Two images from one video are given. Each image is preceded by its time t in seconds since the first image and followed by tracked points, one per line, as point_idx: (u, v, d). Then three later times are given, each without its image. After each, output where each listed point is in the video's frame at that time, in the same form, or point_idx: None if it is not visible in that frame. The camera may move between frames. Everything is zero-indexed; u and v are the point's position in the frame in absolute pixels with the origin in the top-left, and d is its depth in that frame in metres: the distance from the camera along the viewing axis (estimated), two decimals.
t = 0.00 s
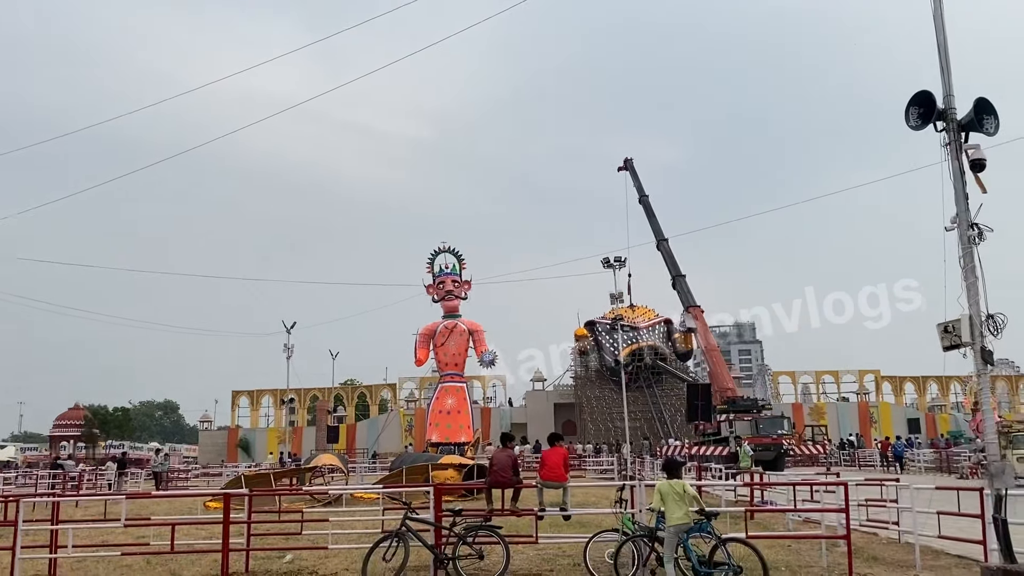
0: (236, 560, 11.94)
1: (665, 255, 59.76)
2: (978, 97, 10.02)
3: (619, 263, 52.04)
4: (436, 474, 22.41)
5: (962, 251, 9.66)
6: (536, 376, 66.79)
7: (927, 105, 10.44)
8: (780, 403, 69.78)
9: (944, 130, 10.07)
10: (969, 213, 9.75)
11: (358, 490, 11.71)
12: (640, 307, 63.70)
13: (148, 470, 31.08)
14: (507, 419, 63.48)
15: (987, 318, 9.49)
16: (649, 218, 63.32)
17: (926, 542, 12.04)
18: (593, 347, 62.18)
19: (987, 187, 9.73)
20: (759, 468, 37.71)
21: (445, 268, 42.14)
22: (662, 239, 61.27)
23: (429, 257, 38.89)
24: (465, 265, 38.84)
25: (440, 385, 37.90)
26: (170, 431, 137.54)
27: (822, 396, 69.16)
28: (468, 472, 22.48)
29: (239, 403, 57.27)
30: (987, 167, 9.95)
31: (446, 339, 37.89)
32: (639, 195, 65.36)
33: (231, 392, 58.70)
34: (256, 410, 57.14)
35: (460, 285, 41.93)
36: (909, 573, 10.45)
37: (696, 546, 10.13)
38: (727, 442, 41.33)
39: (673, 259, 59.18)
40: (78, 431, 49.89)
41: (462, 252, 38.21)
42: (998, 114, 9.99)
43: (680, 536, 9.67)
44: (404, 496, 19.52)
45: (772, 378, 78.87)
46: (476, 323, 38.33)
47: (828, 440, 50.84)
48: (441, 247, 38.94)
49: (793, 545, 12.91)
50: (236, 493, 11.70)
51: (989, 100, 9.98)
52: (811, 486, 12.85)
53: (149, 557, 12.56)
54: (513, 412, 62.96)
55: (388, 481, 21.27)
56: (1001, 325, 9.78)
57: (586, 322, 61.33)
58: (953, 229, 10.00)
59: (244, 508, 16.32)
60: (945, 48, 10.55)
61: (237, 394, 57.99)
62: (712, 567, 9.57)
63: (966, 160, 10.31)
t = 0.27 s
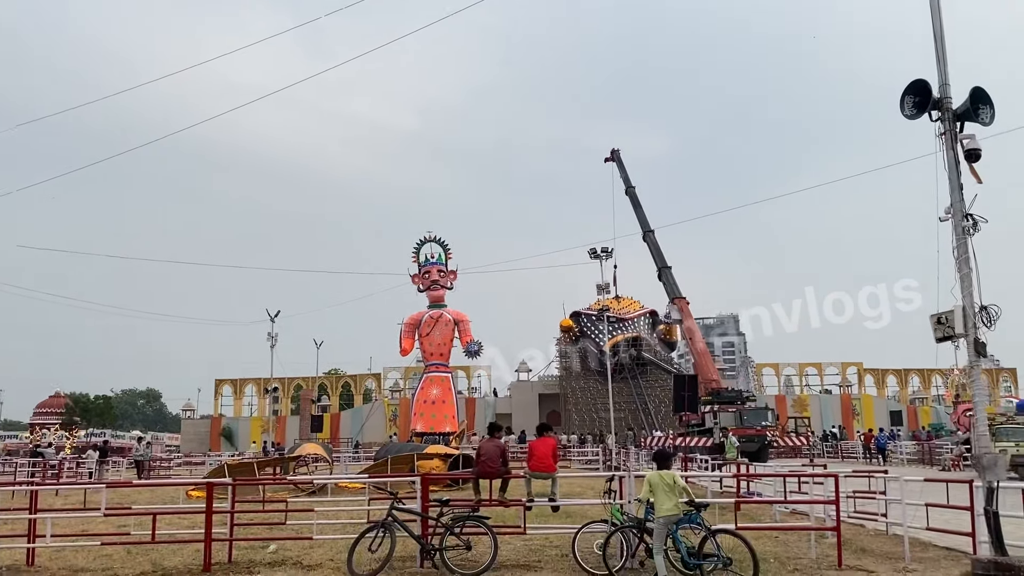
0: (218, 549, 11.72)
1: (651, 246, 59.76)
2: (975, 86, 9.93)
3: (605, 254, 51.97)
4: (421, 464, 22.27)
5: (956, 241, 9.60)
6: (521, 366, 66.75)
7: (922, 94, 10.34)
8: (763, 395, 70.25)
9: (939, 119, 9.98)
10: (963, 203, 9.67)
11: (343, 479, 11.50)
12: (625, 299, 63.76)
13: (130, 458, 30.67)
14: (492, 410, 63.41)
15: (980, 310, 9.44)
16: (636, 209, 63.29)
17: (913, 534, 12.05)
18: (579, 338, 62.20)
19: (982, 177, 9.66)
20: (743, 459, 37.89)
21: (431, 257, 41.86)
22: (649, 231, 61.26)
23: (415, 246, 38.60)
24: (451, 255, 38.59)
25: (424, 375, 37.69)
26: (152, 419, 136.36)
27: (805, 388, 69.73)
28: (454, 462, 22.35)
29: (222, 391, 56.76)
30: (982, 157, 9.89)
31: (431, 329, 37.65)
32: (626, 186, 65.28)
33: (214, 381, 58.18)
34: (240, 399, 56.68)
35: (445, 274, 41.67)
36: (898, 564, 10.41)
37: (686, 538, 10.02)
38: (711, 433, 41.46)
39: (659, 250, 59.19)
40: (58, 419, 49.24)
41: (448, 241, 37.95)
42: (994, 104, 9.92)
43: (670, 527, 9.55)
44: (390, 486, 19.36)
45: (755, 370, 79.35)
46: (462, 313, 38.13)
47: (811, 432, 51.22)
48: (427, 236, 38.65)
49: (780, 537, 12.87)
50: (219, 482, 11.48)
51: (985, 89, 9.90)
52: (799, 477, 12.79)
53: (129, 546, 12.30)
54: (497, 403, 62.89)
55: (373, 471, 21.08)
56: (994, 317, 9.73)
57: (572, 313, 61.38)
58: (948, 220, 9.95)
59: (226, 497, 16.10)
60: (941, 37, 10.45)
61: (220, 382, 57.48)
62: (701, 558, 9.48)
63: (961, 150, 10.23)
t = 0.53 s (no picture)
0: (209, 540, 11.54)
1: (642, 239, 59.69)
2: (981, 75, 9.80)
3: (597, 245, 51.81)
4: (412, 454, 22.09)
5: (961, 232, 9.48)
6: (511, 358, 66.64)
7: (928, 83, 10.21)
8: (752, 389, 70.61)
9: (945, 110, 9.85)
10: (968, 194, 9.55)
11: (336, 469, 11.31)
12: (616, 291, 63.73)
13: (117, 447, 30.37)
14: (482, 401, 63.33)
15: (983, 302, 9.35)
16: (627, 202, 63.17)
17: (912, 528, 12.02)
18: (569, 330, 62.17)
19: (987, 168, 9.56)
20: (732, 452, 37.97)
21: (421, 248, 41.60)
22: (640, 223, 61.20)
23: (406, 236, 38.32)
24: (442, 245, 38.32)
25: (414, 366, 37.48)
26: (139, 408, 135.53)
27: (794, 382, 70.08)
28: (444, 453, 22.20)
29: (211, 381, 56.37)
30: (987, 148, 9.77)
31: (421, 319, 37.42)
32: (617, 178, 65.13)
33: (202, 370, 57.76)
34: (228, 388, 56.29)
35: (436, 265, 41.42)
36: (897, 557, 10.38)
37: (684, 531, 9.90)
38: (701, 426, 41.46)
39: (651, 243, 59.11)
40: (45, 408, 48.74)
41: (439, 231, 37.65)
42: (1000, 94, 9.80)
43: (668, 520, 9.40)
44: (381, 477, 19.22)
45: (744, 363, 79.64)
46: (452, 304, 37.92)
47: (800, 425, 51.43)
48: (417, 226, 38.38)
49: (775, 531, 12.80)
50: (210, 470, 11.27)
51: (990, 79, 9.78)
52: (795, 470, 12.71)
53: (117, 537, 12.05)
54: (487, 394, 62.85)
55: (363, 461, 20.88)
56: (998, 309, 9.63)
57: (562, 305, 61.38)
58: (952, 210, 9.87)
59: (217, 486, 15.89)
60: (947, 25, 10.29)
61: (208, 371, 57.10)
62: (701, 550, 9.34)
63: (966, 141, 10.10)
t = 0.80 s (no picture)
0: (208, 533, 11.37)
1: (640, 233, 59.54)
2: (996, 69, 9.65)
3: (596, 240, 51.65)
4: (410, 447, 21.96)
5: (974, 227, 9.35)
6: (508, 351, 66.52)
7: (942, 76, 10.07)
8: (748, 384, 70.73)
9: (959, 104, 9.71)
10: (982, 189, 9.43)
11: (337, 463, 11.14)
12: (614, 286, 63.66)
13: (112, 438, 30.16)
14: (478, 394, 63.26)
15: (997, 300, 9.22)
16: (625, 196, 62.99)
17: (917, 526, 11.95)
18: (566, 324, 62.07)
19: (1001, 163, 9.43)
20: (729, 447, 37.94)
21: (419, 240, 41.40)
22: (638, 218, 61.04)
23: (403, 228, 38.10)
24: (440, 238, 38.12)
25: (411, 359, 37.31)
26: (133, 398, 135.14)
27: (790, 377, 70.21)
28: (442, 447, 22.06)
29: (206, 371, 56.15)
30: (1001, 143, 9.63)
31: (418, 312, 37.23)
32: (616, 171, 64.93)
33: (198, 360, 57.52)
34: (224, 379, 56.10)
35: (433, 258, 41.21)
36: (904, 557, 10.33)
37: (691, 529, 9.78)
38: (698, 421, 41.37)
39: (649, 237, 58.97)
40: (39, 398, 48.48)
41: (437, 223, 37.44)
42: (1015, 88, 9.66)
43: (675, 517, 9.28)
44: (379, 470, 19.08)
45: (740, 358, 79.72)
46: (450, 297, 37.75)
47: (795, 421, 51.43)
48: (415, 219, 38.16)
49: (779, 528, 12.71)
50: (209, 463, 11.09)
51: (1006, 73, 9.63)
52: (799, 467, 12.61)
53: (114, 530, 11.88)
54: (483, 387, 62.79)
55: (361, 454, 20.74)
56: (1010, 306, 9.51)
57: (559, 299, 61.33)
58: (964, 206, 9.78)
59: (214, 479, 15.73)
60: (962, 17, 10.14)
61: (203, 362, 56.86)
62: (708, 548, 9.24)
63: (979, 136, 9.97)
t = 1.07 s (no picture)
0: (210, 528, 11.22)
1: (643, 229, 59.33)
2: (1016, 62, 9.46)
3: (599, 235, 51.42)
4: (412, 442, 21.80)
5: (992, 222, 9.17)
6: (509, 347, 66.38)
7: (960, 68, 9.89)
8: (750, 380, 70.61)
9: (978, 96, 9.52)
10: (1001, 183, 9.24)
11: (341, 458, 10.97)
12: (616, 281, 63.52)
13: (112, 431, 30.02)
14: (479, 389, 63.20)
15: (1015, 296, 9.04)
16: (628, 191, 62.74)
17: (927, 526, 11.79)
18: (568, 320, 61.96)
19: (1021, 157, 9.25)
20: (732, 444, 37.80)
21: (421, 234, 41.22)
22: (641, 213, 60.83)
23: (405, 222, 37.90)
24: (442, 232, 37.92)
25: (412, 353, 37.15)
26: (133, 391, 135.08)
27: (792, 374, 70.04)
28: (445, 442, 21.91)
29: (207, 364, 56.04)
30: (1021, 137, 9.45)
31: (420, 306, 37.05)
32: (619, 167, 64.69)
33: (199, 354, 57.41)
34: (224, 372, 55.99)
35: (435, 252, 41.02)
36: (916, 557, 10.19)
37: (702, 528, 9.60)
38: (700, 417, 41.19)
39: (652, 233, 58.76)
40: (39, 389, 48.39)
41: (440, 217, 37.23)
42: None
43: (685, 515, 9.11)
44: (381, 466, 18.93)
45: (742, 355, 79.58)
46: (452, 292, 37.58)
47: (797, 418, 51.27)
48: (417, 213, 37.95)
49: (787, 527, 12.55)
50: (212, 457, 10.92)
51: None
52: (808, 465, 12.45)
53: (114, 524, 11.72)
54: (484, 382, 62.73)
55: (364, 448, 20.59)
56: None
57: (562, 294, 61.23)
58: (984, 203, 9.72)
59: (216, 473, 15.59)
60: (980, 8, 9.94)
61: (204, 355, 56.75)
62: (718, 547, 9.08)
63: (997, 130, 9.79)
